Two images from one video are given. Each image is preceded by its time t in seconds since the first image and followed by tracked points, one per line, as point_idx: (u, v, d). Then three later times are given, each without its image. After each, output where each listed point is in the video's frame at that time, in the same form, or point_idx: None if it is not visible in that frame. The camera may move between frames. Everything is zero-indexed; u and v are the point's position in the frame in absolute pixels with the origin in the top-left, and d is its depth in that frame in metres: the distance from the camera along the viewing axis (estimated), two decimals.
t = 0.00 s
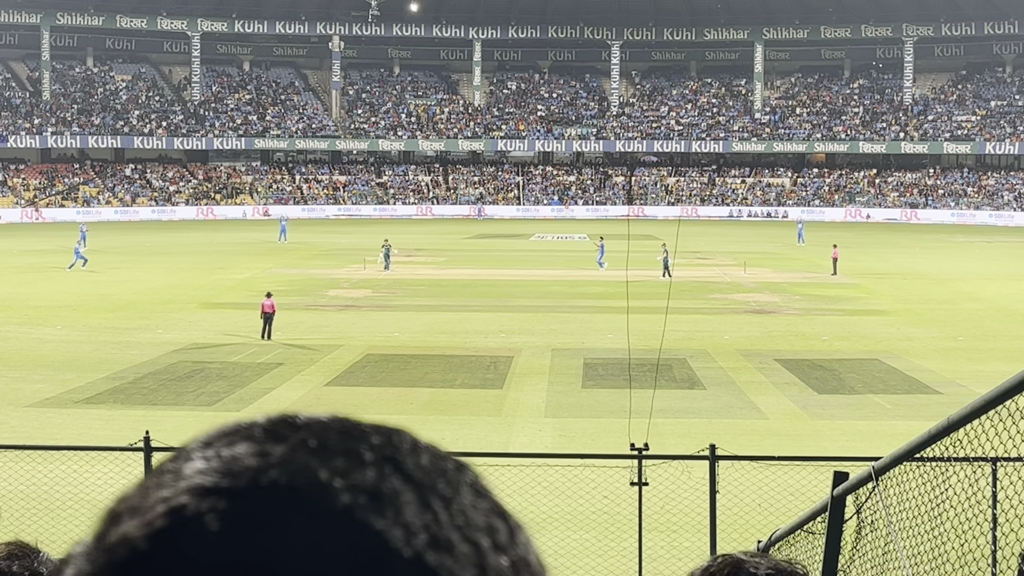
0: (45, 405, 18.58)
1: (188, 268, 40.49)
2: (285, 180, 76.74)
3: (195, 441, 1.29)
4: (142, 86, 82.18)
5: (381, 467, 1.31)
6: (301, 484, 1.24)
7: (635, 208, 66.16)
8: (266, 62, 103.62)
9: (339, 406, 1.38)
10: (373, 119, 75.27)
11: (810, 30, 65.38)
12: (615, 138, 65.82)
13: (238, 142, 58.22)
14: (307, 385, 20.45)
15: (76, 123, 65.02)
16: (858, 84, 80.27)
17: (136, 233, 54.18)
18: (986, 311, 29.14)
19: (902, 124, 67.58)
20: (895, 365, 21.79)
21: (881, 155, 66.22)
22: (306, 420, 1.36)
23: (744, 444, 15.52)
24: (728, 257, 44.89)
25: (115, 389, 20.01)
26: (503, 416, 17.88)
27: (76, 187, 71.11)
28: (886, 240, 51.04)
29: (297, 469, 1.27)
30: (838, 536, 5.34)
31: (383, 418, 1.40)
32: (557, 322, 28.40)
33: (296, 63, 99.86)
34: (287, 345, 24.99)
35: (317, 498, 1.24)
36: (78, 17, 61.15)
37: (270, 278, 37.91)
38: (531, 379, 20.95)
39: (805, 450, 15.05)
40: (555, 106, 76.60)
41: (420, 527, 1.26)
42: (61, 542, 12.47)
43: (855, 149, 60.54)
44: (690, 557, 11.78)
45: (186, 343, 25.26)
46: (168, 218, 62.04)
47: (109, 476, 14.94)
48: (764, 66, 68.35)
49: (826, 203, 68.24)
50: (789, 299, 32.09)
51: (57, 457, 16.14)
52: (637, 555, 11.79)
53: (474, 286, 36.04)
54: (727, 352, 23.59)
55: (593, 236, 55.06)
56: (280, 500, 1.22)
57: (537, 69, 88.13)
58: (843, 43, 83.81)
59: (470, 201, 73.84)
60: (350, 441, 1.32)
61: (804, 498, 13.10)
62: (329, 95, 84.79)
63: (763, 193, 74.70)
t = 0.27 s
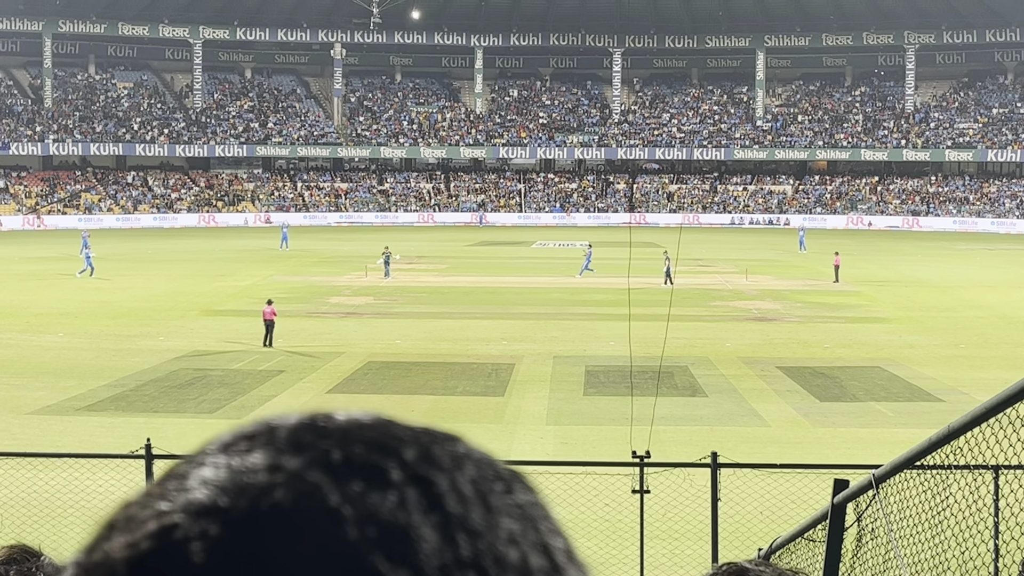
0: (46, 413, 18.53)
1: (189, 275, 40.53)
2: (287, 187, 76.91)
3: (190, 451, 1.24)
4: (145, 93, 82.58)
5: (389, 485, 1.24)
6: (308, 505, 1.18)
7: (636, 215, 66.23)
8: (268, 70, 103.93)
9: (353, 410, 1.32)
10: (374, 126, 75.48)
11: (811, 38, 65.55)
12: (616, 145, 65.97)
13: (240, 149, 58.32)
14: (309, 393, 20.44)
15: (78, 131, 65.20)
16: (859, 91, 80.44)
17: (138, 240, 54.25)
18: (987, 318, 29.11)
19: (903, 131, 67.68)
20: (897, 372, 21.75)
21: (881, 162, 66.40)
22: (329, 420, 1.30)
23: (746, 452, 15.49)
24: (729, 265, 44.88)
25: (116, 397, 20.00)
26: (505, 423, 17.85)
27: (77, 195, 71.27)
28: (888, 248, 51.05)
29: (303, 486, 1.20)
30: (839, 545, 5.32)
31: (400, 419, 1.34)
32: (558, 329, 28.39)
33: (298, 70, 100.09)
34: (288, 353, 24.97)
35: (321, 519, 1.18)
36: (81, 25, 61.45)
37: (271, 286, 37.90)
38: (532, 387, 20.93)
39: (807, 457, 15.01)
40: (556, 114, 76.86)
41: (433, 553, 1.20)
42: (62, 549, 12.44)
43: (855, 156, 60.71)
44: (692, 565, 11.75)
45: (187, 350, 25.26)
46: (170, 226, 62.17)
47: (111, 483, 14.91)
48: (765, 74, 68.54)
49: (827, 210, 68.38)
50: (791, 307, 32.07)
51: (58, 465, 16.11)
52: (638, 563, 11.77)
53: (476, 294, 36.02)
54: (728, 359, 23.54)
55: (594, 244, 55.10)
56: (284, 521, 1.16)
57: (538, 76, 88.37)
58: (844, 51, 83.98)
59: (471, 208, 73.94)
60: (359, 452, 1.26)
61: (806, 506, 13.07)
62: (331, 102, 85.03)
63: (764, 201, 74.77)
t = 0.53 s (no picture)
0: (49, 424, 18.55)
1: (193, 286, 40.58)
2: (290, 198, 77.00)
3: (248, 499, 1.41)
4: (148, 104, 82.84)
5: (427, 528, 1.42)
6: (353, 549, 1.36)
7: (639, 226, 66.23)
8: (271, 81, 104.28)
9: (392, 453, 1.51)
10: (377, 137, 75.62)
11: (813, 50, 65.66)
12: (619, 156, 66.05)
13: (243, 160, 58.43)
14: (311, 404, 20.44)
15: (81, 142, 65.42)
16: (862, 103, 80.50)
17: (141, 251, 54.35)
18: (991, 329, 29.04)
19: (906, 142, 67.64)
20: (900, 383, 21.70)
21: (884, 173, 66.43)
22: (369, 464, 1.49)
23: (748, 463, 15.45)
24: (732, 276, 44.88)
25: (119, 407, 20.02)
26: (507, 434, 17.83)
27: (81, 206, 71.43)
28: (891, 259, 50.97)
29: (350, 527, 1.39)
30: (839, 558, 5.31)
31: (435, 455, 1.53)
32: (561, 340, 28.37)
33: (301, 81, 100.29)
34: (291, 363, 25.01)
35: (368, 559, 1.36)
36: (84, 36, 61.74)
37: (274, 296, 37.93)
38: (535, 398, 20.91)
39: (810, 469, 14.98)
40: (559, 125, 76.99)
41: None
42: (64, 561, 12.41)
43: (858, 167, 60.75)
44: None
45: (190, 361, 25.28)
46: (173, 236, 62.26)
47: (113, 495, 14.90)
48: (768, 85, 68.65)
49: (830, 221, 68.35)
50: (793, 318, 32.03)
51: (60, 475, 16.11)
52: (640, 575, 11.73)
53: (478, 305, 36.03)
54: (731, 370, 23.53)
55: (597, 254, 55.10)
56: (335, 559, 1.34)
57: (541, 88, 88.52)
58: (846, 62, 84.06)
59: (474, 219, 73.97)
60: (402, 495, 1.45)
61: (809, 518, 13.03)
62: (334, 113, 85.27)
63: (767, 212, 74.74)
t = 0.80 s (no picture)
0: (54, 436, 18.56)
1: (197, 299, 40.62)
2: (294, 211, 77.22)
3: (333, 530, 1.72)
4: (152, 117, 83.24)
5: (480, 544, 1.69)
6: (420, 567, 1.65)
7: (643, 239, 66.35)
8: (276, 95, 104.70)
9: (481, 499, 1.78)
10: (381, 150, 75.88)
11: (817, 63, 65.89)
12: (622, 168, 66.20)
13: (247, 172, 58.62)
14: (315, 417, 20.42)
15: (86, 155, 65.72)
16: (865, 116, 80.69)
17: (146, 263, 54.50)
18: (995, 343, 28.93)
19: (909, 155, 67.76)
20: (904, 397, 21.63)
21: (888, 185, 66.47)
22: (458, 512, 1.74)
23: (753, 476, 15.40)
24: (735, 288, 44.87)
25: (122, 420, 20.01)
26: (511, 448, 17.78)
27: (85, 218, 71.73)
28: (895, 272, 50.90)
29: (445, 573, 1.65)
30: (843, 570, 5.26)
31: (517, 503, 1.79)
32: (565, 353, 28.33)
33: (305, 94, 100.66)
34: (294, 376, 25.02)
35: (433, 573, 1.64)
36: (90, 49, 62.13)
37: (278, 309, 37.95)
38: (539, 411, 20.86)
39: (815, 482, 14.93)
40: (562, 138, 77.19)
41: None
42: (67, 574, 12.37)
43: (862, 180, 60.72)
44: None
45: (194, 374, 25.28)
46: (177, 249, 62.47)
47: (117, 509, 14.87)
48: (772, 98, 68.90)
49: (834, 233, 68.34)
50: (798, 331, 31.96)
51: (64, 488, 16.08)
52: None
53: (482, 317, 36.04)
54: (735, 383, 23.46)
55: (601, 267, 55.10)
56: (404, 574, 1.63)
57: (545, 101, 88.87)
58: (850, 76, 84.30)
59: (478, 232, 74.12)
60: (460, 521, 1.73)
61: (813, 531, 12.97)
62: (338, 126, 85.68)
63: (771, 224, 74.78)
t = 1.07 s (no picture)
0: (58, 450, 18.58)
1: (203, 312, 40.70)
2: (299, 224, 77.49)
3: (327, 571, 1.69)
4: (159, 131, 83.72)
5: None
6: None
7: (647, 252, 66.46)
8: (282, 108, 105.17)
9: (471, 551, 1.76)
10: (387, 164, 76.18)
11: (821, 77, 66.14)
12: (627, 182, 66.36)
13: (252, 186, 58.90)
14: (320, 430, 20.42)
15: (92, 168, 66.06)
16: (869, 130, 80.87)
17: (152, 276, 54.66)
18: (1001, 357, 28.84)
19: (914, 169, 67.86)
20: (910, 411, 21.56)
21: (893, 199, 66.48)
22: (448, 570, 1.69)
23: (758, 491, 15.35)
24: (741, 302, 44.83)
25: (127, 433, 20.03)
26: (515, 462, 17.77)
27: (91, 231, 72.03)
28: (900, 286, 50.86)
29: None
30: None
31: (507, 554, 1.78)
32: (570, 367, 28.31)
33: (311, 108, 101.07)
34: (299, 390, 25.01)
35: None
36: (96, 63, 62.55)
37: (283, 323, 38.00)
38: (543, 425, 20.83)
39: (820, 497, 14.88)
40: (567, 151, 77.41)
41: None
42: None
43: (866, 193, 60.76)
44: None
45: (199, 387, 25.32)
46: (182, 262, 62.69)
47: (122, 522, 14.87)
48: (776, 111, 69.13)
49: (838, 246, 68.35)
50: (803, 345, 31.91)
51: (68, 502, 16.08)
52: None
53: (486, 331, 36.05)
54: (741, 397, 23.41)
55: (606, 280, 55.13)
56: None
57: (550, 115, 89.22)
58: (854, 90, 84.51)
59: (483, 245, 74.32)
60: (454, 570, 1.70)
61: (819, 547, 12.92)
62: (343, 140, 86.07)
63: (776, 238, 74.83)
